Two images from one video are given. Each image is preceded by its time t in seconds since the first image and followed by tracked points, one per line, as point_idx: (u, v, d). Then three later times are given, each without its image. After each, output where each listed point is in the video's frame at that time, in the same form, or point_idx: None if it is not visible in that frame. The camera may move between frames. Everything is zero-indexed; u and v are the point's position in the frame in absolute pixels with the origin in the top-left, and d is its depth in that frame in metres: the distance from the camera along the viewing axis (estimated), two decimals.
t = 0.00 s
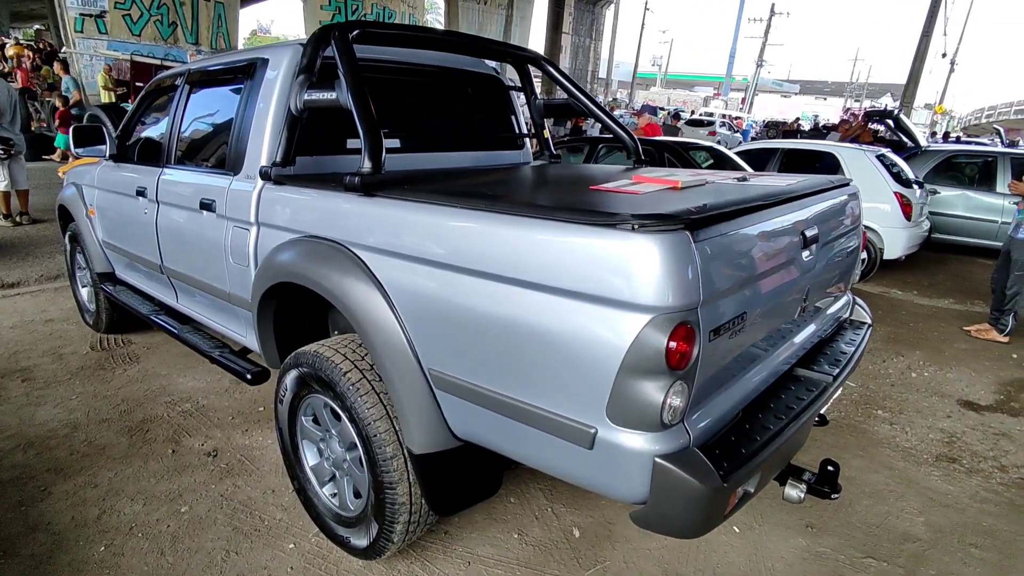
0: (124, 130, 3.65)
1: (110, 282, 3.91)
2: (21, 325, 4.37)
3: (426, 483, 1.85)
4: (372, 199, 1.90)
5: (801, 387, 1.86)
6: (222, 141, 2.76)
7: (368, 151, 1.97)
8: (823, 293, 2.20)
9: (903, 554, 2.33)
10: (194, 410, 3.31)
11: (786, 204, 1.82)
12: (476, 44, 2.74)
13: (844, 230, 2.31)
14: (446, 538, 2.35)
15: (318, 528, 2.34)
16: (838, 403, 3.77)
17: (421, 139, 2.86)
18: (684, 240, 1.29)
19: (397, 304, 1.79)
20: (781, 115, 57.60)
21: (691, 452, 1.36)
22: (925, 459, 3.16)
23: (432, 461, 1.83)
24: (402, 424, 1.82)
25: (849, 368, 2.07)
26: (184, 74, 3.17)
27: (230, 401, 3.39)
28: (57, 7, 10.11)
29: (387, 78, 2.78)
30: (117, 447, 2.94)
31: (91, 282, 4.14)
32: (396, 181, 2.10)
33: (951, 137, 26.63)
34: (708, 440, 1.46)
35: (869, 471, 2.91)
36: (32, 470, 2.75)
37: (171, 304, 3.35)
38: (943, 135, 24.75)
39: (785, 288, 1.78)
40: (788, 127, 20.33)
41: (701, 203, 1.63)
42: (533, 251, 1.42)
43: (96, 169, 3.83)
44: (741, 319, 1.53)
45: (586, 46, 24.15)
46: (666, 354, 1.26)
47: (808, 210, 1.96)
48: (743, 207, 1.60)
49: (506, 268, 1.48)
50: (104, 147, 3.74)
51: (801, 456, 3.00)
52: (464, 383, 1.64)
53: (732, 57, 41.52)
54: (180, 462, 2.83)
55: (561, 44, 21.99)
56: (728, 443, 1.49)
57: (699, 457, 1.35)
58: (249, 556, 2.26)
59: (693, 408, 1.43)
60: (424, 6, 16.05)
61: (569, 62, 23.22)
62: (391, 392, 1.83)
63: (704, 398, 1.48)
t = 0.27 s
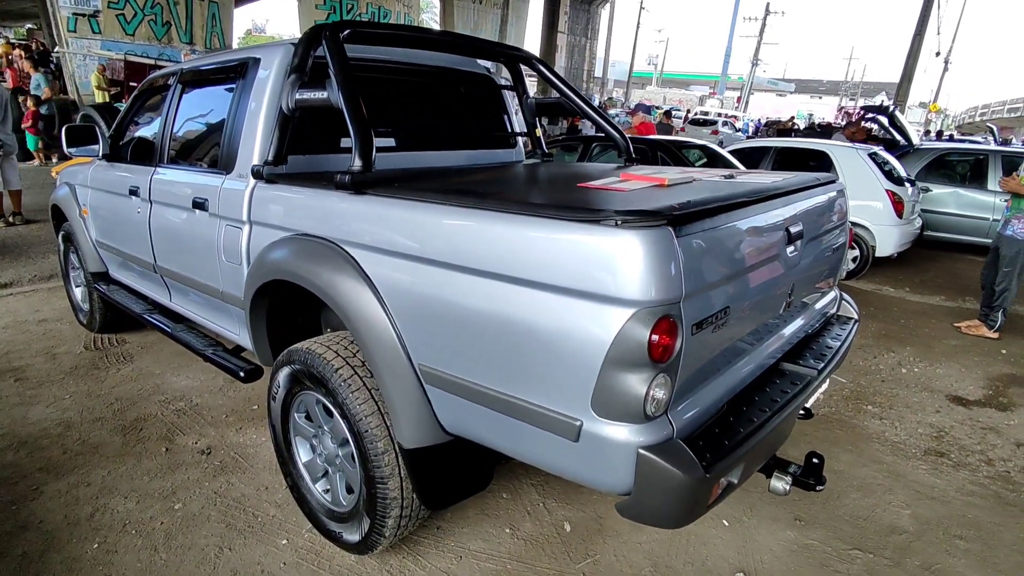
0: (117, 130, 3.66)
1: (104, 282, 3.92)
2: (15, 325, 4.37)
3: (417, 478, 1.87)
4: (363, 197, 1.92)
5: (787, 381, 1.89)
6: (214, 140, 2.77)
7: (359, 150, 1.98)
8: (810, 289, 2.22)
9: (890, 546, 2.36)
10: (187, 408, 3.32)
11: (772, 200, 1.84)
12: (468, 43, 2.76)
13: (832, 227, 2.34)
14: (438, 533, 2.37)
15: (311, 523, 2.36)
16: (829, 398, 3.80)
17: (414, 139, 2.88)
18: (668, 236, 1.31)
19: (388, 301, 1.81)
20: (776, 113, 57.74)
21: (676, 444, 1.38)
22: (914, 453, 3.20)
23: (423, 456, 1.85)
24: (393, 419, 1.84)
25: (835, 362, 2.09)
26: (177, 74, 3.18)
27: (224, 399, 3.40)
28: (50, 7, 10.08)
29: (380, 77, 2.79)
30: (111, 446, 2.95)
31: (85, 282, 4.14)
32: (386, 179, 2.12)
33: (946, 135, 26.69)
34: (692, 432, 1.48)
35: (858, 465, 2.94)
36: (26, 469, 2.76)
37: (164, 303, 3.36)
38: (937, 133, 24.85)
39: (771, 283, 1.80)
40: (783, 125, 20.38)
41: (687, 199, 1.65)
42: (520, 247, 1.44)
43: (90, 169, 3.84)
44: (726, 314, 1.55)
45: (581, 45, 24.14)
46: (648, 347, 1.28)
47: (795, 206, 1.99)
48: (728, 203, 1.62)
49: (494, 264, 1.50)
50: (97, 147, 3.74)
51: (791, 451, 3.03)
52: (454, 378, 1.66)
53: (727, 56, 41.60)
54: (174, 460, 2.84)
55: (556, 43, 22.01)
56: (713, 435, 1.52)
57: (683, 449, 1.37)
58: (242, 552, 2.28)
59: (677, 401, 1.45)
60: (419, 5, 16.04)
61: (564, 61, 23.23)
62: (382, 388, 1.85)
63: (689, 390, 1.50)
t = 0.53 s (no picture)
0: (109, 130, 3.69)
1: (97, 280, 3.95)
2: (9, 323, 4.40)
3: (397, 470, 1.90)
4: (345, 194, 1.95)
5: (760, 375, 1.93)
6: (203, 139, 2.81)
7: (341, 148, 2.02)
8: (787, 286, 2.26)
9: (867, 539, 2.39)
10: (178, 405, 3.35)
11: (746, 197, 1.88)
12: (454, 44, 2.79)
13: (809, 225, 2.37)
14: (423, 527, 2.41)
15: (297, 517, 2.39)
16: (815, 396, 3.84)
17: (401, 140, 2.91)
18: (634, 231, 1.35)
19: (369, 296, 1.84)
20: (774, 115, 57.85)
21: (644, 435, 1.42)
22: (896, 449, 3.23)
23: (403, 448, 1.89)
24: (374, 412, 1.87)
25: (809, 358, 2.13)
26: (167, 74, 3.22)
27: (215, 396, 3.44)
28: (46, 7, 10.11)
29: (367, 78, 2.82)
30: (101, 441, 2.98)
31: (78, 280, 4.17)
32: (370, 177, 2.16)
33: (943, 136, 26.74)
34: (661, 424, 1.52)
35: (839, 461, 2.97)
36: (16, 464, 2.79)
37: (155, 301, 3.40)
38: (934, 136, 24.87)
39: (744, 279, 1.84)
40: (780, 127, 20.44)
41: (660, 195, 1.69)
42: (493, 243, 1.48)
43: (83, 168, 3.87)
44: (696, 308, 1.58)
45: (580, 47, 24.14)
46: (613, 338, 1.32)
47: (769, 203, 2.02)
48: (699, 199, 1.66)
49: (470, 260, 1.53)
50: (90, 146, 3.78)
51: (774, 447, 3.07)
52: (432, 371, 1.69)
53: (726, 58, 41.68)
54: (164, 456, 2.87)
55: (555, 45, 22.06)
56: (682, 427, 1.55)
57: (651, 439, 1.41)
58: (228, 545, 2.31)
59: (646, 392, 1.49)
60: (417, 7, 16.10)
61: (562, 62, 23.26)
62: (363, 381, 1.88)
63: (658, 383, 1.54)
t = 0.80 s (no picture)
0: (108, 132, 3.76)
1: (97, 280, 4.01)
2: (9, 322, 4.46)
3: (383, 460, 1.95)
4: (334, 191, 2.00)
5: (738, 368, 1.97)
6: (199, 140, 2.87)
7: (330, 147, 2.08)
8: (769, 282, 2.30)
9: (848, 532, 2.43)
10: (174, 402, 3.40)
11: (724, 194, 1.93)
12: (444, 47, 2.85)
13: (792, 223, 2.42)
14: (412, 519, 2.45)
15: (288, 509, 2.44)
16: (805, 395, 3.87)
17: (393, 140, 2.96)
18: (606, 224, 1.40)
19: (356, 290, 1.89)
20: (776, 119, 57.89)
21: (617, 422, 1.46)
22: (883, 446, 3.27)
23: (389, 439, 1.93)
24: (360, 404, 1.92)
25: (789, 352, 2.17)
26: (165, 77, 3.28)
27: (210, 394, 3.49)
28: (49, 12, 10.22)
29: (360, 80, 2.88)
30: (97, 437, 3.03)
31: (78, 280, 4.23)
32: (359, 176, 2.21)
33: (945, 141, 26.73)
34: (635, 412, 1.56)
35: (825, 457, 3.01)
36: (14, 458, 2.84)
37: (153, 299, 3.45)
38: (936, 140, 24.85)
39: (722, 273, 1.89)
40: (781, 132, 20.45)
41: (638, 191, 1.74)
42: (473, 237, 1.53)
43: (83, 169, 3.93)
44: (670, 301, 1.63)
45: (581, 52, 24.17)
46: (584, 327, 1.37)
47: (749, 200, 2.07)
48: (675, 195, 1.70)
49: (451, 253, 1.58)
50: (89, 148, 3.85)
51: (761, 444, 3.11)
52: (416, 362, 1.74)
53: (727, 62, 41.77)
54: (159, 451, 2.92)
55: (556, 50, 22.14)
56: (656, 415, 1.60)
57: (623, 426, 1.45)
58: (220, 536, 2.35)
59: (620, 381, 1.53)
60: (418, 12, 16.20)
61: (563, 67, 23.33)
62: (351, 373, 1.93)
63: (633, 373, 1.58)
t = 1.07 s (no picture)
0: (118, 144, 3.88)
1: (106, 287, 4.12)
2: (20, 329, 4.57)
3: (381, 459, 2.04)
4: (335, 202, 2.11)
5: (720, 370, 2.06)
6: (206, 152, 2.98)
7: (332, 159, 2.18)
8: (753, 287, 2.39)
9: (832, 531, 2.51)
10: (180, 406, 3.50)
11: (705, 204, 2.02)
12: (441, 62, 2.96)
13: (775, 231, 2.50)
14: (410, 518, 2.53)
15: (290, 508, 2.53)
16: (797, 399, 3.94)
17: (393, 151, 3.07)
18: (588, 233, 1.49)
19: (356, 296, 1.99)
20: (778, 127, 58.01)
21: (599, 419, 1.55)
22: (872, 449, 3.34)
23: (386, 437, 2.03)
24: (359, 404, 2.01)
25: (771, 355, 2.26)
26: (174, 91, 3.40)
27: (216, 398, 3.58)
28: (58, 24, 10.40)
29: (361, 94, 2.99)
30: (106, 439, 3.13)
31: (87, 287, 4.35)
32: (359, 187, 2.32)
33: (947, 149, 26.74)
34: (617, 410, 1.65)
35: (814, 459, 3.09)
36: (26, 459, 2.94)
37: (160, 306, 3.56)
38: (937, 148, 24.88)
39: (703, 279, 1.98)
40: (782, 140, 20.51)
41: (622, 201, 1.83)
42: (464, 245, 1.62)
43: (93, 180, 4.05)
44: (652, 305, 1.73)
45: (583, 61, 24.22)
46: (566, 329, 1.46)
47: (731, 209, 2.16)
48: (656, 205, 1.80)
49: (444, 260, 1.68)
50: (100, 159, 3.97)
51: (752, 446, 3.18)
52: (411, 364, 1.83)
53: (728, 71, 41.96)
54: (166, 453, 3.01)
55: (558, 60, 22.31)
56: (638, 413, 1.69)
57: (605, 423, 1.54)
58: (225, 533, 2.44)
59: (603, 381, 1.62)
60: (421, 22, 16.39)
61: (565, 76, 23.49)
62: (350, 375, 2.02)
63: (616, 373, 1.67)
